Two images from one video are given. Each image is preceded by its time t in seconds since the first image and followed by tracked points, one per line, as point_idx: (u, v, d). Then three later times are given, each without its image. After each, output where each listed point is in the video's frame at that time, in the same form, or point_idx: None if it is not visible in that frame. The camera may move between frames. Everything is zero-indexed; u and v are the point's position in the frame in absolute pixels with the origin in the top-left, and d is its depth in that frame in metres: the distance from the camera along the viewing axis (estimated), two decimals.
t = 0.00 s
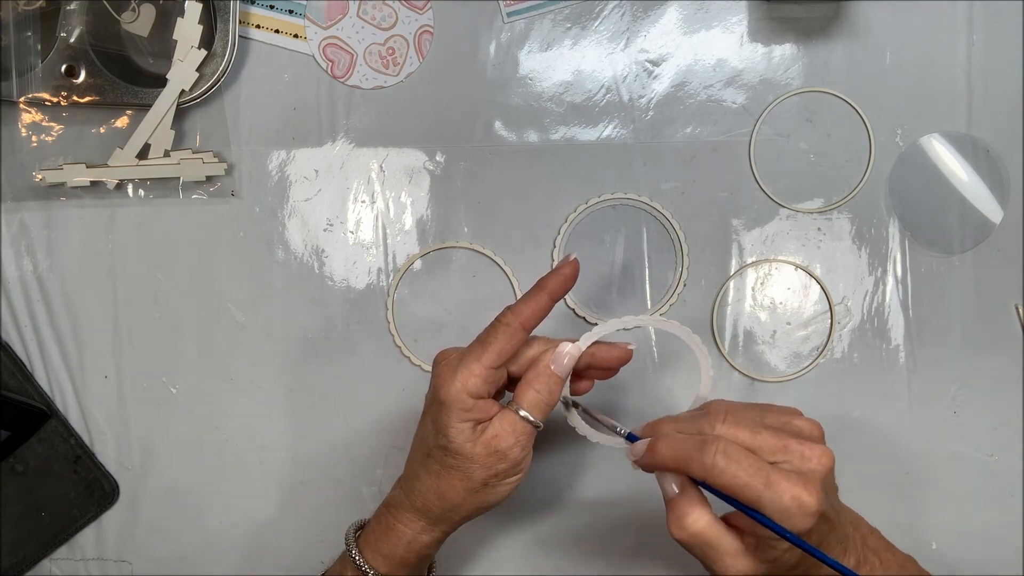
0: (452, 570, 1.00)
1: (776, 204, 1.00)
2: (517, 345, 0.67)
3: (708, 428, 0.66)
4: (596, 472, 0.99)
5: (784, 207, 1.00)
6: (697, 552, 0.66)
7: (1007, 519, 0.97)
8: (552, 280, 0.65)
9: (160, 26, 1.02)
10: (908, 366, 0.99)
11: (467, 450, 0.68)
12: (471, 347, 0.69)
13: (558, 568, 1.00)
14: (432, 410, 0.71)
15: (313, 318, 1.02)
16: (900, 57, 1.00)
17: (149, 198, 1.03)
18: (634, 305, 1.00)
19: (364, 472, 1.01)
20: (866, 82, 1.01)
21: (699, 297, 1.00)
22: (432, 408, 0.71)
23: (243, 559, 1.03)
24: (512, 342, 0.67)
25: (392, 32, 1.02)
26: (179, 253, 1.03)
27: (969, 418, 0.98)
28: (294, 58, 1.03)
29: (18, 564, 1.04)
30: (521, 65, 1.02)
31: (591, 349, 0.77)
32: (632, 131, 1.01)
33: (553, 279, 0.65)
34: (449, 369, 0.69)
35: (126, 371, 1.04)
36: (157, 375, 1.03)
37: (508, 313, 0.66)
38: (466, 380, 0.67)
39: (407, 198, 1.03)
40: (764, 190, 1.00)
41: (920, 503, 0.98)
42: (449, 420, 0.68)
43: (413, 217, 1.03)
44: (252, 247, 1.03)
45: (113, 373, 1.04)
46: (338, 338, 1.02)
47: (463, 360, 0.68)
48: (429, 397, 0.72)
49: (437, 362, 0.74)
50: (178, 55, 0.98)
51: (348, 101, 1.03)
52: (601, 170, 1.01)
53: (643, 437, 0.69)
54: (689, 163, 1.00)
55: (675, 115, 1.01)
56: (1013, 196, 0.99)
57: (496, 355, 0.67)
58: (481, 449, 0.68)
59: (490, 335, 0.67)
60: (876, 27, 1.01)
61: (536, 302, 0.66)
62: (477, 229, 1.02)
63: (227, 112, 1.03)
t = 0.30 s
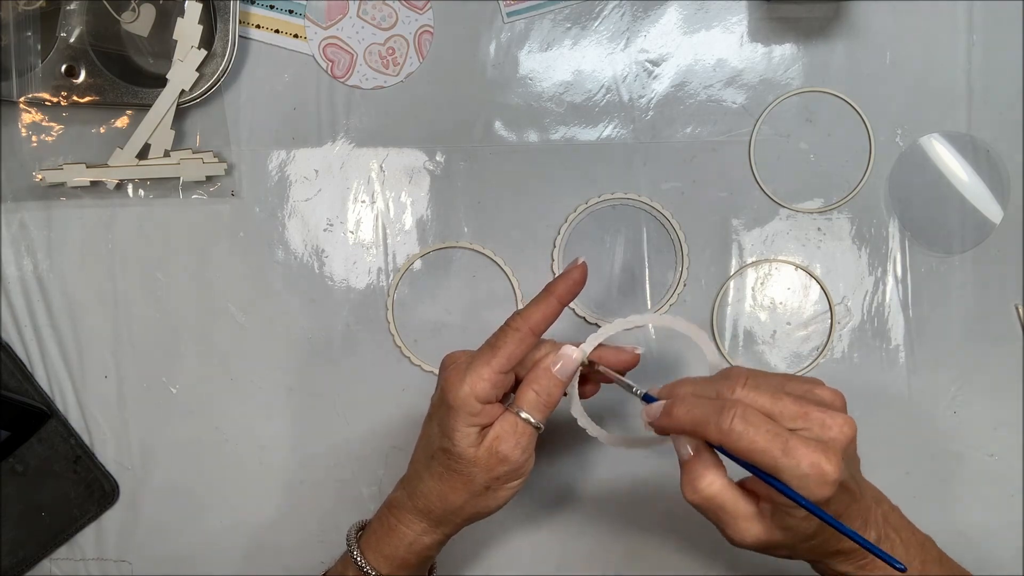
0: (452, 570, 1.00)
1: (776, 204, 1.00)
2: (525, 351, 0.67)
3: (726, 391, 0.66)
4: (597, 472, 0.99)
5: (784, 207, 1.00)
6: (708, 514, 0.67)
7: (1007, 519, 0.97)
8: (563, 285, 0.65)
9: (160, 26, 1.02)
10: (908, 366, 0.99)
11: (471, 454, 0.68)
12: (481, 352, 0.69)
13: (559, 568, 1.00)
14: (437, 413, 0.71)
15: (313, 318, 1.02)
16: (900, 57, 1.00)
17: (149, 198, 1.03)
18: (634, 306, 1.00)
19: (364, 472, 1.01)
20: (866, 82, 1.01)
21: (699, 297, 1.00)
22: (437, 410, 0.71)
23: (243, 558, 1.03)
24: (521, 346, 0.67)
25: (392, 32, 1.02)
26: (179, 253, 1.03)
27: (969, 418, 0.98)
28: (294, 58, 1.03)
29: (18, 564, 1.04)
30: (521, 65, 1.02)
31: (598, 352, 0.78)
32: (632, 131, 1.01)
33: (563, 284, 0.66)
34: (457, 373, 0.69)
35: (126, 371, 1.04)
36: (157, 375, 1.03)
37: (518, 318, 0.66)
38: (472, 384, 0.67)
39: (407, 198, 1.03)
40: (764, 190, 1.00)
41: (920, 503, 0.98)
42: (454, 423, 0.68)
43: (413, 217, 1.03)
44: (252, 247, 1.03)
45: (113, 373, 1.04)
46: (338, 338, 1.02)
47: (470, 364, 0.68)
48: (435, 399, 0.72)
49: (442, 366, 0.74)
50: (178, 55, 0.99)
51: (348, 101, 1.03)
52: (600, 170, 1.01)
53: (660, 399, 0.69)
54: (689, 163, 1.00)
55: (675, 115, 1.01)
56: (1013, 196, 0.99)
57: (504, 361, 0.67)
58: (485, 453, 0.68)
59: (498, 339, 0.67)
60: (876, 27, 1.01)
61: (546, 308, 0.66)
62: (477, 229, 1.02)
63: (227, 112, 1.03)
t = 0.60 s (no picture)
0: (452, 570, 1.00)
1: (776, 204, 1.00)
2: (517, 355, 0.67)
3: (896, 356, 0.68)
4: (597, 472, 0.99)
5: (784, 207, 1.00)
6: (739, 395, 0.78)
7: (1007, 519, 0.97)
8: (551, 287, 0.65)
9: (160, 26, 1.02)
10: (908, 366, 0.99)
11: (467, 460, 0.69)
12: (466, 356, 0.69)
13: (558, 568, 1.00)
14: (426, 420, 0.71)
15: (312, 318, 1.02)
16: (900, 57, 1.00)
17: (149, 198, 1.03)
18: (634, 305, 1.00)
19: (364, 472, 1.01)
20: (866, 82, 1.01)
21: (699, 297, 1.00)
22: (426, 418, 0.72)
23: (243, 558, 1.03)
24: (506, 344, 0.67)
25: (392, 32, 1.02)
26: (179, 253, 1.03)
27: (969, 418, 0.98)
28: (294, 58, 1.03)
29: (18, 563, 1.04)
30: (521, 65, 1.02)
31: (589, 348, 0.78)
32: (632, 131, 1.01)
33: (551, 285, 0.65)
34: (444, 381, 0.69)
35: (126, 371, 1.04)
36: (157, 375, 1.03)
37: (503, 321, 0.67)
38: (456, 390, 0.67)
39: (407, 198, 1.03)
40: (764, 190, 1.00)
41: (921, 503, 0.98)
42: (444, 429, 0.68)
43: (413, 217, 1.03)
44: (252, 247, 1.03)
45: (113, 372, 1.04)
46: (338, 338, 1.02)
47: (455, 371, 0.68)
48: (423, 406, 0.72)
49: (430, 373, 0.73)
50: (178, 55, 0.99)
51: (348, 102, 1.03)
52: (600, 170, 1.01)
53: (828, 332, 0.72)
54: (689, 163, 1.00)
55: (675, 115, 1.01)
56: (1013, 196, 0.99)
57: (495, 366, 0.67)
58: (481, 458, 0.69)
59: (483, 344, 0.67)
60: (876, 27, 1.01)
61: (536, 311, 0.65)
62: (477, 229, 1.02)
63: (227, 112, 1.03)
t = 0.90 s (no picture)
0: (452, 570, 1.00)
1: (776, 204, 1.00)
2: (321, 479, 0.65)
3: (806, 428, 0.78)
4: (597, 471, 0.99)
5: (784, 207, 1.00)
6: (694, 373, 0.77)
7: (1007, 518, 0.97)
8: (348, 411, 0.62)
9: (160, 25, 1.02)
10: (908, 365, 0.99)
11: None
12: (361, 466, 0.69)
13: (559, 568, 1.00)
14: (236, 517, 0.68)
15: (313, 318, 1.02)
16: (900, 57, 1.00)
17: (149, 199, 1.03)
18: (634, 305, 1.00)
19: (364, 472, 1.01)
20: (866, 82, 1.01)
21: (699, 297, 1.00)
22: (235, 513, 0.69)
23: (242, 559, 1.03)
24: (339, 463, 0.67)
25: (392, 32, 1.02)
26: (178, 253, 1.03)
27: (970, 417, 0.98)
28: (294, 58, 1.03)
29: (19, 564, 1.04)
30: (520, 65, 1.02)
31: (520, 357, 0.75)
32: (632, 131, 1.01)
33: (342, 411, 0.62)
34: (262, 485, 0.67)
35: (126, 371, 1.04)
36: (157, 375, 1.03)
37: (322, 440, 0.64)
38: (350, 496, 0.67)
39: (407, 198, 1.03)
40: (764, 190, 1.00)
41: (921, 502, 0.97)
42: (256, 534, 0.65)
43: (413, 217, 1.03)
44: (253, 247, 1.03)
45: (113, 372, 1.04)
46: (338, 337, 1.02)
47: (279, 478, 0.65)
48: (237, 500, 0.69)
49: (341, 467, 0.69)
50: (178, 55, 0.99)
51: (349, 101, 1.03)
52: (601, 170, 1.01)
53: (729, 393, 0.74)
54: (689, 163, 1.00)
55: (675, 115, 1.01)
56: (1013, 196, 0.99)
57: (298, 496, 0.65)
58: None
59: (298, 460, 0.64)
60: (876, 27, 1.01)
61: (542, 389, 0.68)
62: (477, 229, 1.01)
63: (227, 112, 1.03)
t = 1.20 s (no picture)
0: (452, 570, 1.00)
1: (775, 204, 1.00)
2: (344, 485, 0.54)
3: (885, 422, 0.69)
4: (596, 471, 0.99)
5: (784, 207, 1.00)
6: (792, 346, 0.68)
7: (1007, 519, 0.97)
8: (406, 325, 0.87)
9: (160, 25, 1.01)
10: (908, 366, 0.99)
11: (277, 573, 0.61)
12: (410, 287, 0.88)
13: (559, 568, 1.00)
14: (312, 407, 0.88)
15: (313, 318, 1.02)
16: (900, 58, 1.00)
17: (149, 199, 1.03)
18: (634, 305, 1.00)
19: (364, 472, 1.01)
20: (866, 82, 1.01)
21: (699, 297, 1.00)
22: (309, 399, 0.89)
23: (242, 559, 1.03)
24: (392, 346, 0.87)
25: (392, 32, 1.02)
26: (179, 253, 1.03)
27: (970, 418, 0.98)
28: (294, 58, 1.03)
29: (18, 564, 1.04)
30: (520, 65, 1.02)
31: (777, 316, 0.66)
32: (632, 131, 1.01)
33: (350, 293, 0.92)
34: (335, 379, 0.87)
35: (126, 370, 1.04)
36: (157, 375, 1.03)
37: (390, 344, 0.87)
38: (347, 319, 0.91)
39: (407, 198, 1.03)
40: (764, 190, 1.00)
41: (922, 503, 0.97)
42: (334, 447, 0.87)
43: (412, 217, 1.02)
44: (253, 247, 1.03)
45: (113, 372, 1.04)
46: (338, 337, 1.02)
47: (335, 354, 0.88)
48: (310, 388, 0.89)
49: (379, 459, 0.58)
50: (178, 55, 0.99)
51: (348, 102, 1.03)
52: (601, 170, 1.01)
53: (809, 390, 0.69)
54: (689, 163, 1.00)
55: (675, 115, 1.01)
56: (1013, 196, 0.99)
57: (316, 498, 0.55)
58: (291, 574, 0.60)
59: (368, 353, 0.87)
60: (876, 27, 1.01)
61: (428, 278, 0.88)
62: (477, 229, 1.02)
63: (227, 112, 1.03)
